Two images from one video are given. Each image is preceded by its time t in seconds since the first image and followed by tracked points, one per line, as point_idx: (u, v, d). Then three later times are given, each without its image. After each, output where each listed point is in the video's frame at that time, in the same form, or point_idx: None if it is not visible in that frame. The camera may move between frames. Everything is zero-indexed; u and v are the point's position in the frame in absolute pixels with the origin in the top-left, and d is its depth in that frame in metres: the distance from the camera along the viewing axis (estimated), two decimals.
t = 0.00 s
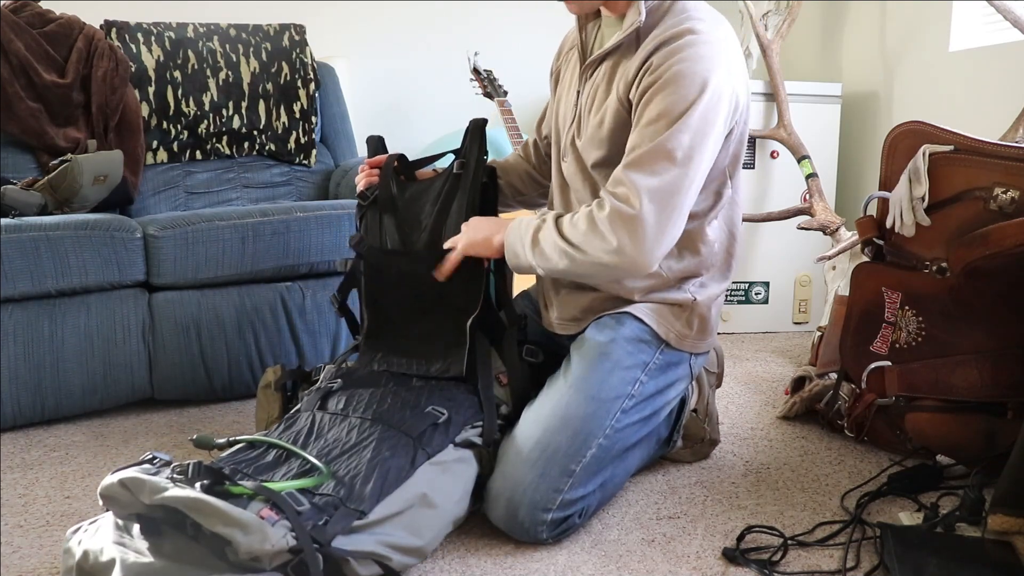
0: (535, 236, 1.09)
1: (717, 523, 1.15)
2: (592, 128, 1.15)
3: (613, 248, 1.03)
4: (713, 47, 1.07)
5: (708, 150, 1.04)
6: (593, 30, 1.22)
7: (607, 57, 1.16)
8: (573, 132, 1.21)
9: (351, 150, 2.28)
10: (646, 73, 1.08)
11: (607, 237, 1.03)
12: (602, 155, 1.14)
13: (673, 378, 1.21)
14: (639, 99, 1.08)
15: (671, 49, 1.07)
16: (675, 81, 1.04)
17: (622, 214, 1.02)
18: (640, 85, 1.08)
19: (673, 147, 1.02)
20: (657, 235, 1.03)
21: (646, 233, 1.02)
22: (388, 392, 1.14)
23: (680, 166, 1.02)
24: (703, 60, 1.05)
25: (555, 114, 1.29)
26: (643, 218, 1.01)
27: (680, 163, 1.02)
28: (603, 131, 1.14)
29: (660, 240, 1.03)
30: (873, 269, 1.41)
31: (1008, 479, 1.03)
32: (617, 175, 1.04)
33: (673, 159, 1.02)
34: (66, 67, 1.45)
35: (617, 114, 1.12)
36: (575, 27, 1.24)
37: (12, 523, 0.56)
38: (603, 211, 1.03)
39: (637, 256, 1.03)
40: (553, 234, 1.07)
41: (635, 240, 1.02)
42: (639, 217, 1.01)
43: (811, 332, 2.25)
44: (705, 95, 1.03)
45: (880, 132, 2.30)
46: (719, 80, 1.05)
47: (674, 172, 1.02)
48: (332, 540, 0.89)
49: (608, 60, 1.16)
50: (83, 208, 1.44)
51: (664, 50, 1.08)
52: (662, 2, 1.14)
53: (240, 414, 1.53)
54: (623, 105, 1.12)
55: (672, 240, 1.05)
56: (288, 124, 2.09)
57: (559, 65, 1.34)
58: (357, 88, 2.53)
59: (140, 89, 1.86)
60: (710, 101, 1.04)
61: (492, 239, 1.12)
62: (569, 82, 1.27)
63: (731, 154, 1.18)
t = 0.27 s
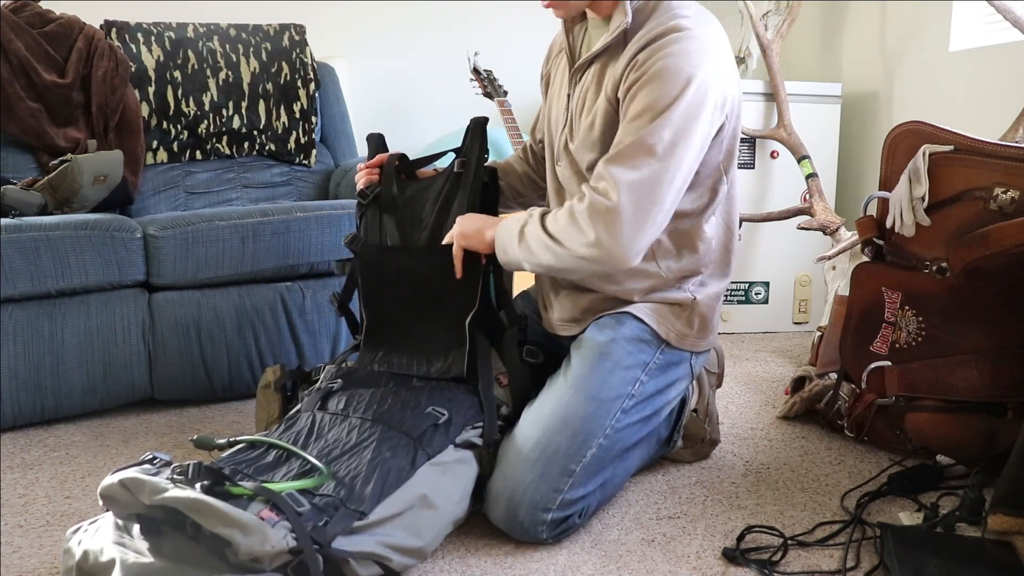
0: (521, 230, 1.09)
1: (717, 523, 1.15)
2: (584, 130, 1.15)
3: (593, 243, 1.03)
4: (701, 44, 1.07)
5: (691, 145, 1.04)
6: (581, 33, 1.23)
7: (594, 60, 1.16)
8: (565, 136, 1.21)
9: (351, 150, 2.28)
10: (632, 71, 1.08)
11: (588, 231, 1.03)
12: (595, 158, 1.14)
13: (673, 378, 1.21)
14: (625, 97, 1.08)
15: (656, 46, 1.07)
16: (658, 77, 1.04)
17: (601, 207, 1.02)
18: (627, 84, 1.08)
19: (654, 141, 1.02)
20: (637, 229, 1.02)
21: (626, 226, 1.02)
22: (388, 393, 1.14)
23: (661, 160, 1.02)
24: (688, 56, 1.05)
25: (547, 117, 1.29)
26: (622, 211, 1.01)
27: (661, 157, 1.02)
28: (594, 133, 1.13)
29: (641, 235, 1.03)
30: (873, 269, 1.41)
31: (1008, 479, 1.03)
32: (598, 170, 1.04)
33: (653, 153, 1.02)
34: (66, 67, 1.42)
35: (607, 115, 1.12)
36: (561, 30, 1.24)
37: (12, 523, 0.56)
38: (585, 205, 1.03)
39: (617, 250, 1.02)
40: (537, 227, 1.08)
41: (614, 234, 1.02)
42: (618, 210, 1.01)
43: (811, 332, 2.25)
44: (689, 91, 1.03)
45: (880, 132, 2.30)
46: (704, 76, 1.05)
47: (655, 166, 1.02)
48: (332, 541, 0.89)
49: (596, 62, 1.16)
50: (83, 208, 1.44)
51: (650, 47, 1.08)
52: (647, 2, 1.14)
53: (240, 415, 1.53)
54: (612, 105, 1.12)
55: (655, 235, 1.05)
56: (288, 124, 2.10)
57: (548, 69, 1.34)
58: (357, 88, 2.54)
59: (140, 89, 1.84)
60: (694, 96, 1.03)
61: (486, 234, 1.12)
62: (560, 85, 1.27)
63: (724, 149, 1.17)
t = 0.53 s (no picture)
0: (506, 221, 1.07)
1: (717, 523, 1.15)
2: (570, 136, 1.16)
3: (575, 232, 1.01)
4: (680, 39, 1.07)
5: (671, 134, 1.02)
6: (563, 37, 1.21)
7: (577, 64, 1.16)
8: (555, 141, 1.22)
9: (351, 150, 2.28)
10: (612, 69, 1.08)
11: (571, 222, 1.02)
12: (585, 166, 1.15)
13: (674, 377, 1.21)
14: (608, 94, 1.08)
15: (634, 43, 1.07)
16: (635, 71, 1.04)
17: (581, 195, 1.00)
18: (608, 83, 1.09)
19: (634, 130, 1.01)
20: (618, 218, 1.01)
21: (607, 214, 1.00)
22: (388, 394, 1.14)
23: (641, 149, 1.01)
24: (666, 50, 1.05)
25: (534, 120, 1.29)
26: (605, 199, 1.00)
27: (642, 146, 1.01)
28: (579, 138, 1.14)
29: (622, 223, 1.01)
30: (874, 269, 1.41)
31: (1008, 479, 1.03)
32: (579, 162, 1.03)
33: (633, 142, 1.01)
34: (67, 68, 1.42)
35: (590, 119, 1.13)
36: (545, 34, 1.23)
37: (12, 523, 0.56)
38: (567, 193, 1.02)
39: (597, 238, 1.01)
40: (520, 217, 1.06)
41: (595, 223, 1.00)
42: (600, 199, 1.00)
43: (811, 332, 2.25)
44: (666, 81, 1.03)
45: (880, 132, 2.30)
46: (684, 67, 1.04)
47: (635, 156, 1.01)
48: (330, 544, 0.89)
49: (579, 67, 1.16)
50: (83, 208, 1.44)
51: (628, 45, 1.08)
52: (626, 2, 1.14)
53: (240, 415, 1.53)
54: (594, 108, 1.12)
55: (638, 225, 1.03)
56: (288, 124, 2.09)
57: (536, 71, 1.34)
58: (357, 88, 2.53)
59: (140, 89, 1.84)
60: (672, 87, 1.03)
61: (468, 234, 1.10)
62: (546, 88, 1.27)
63: (712, 147, 1.17)
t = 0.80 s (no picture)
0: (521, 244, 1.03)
1: (717, 523, 1.15)
2: (553, 142, 1.16)
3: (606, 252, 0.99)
4: (660, 38, 1.04)
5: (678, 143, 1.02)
6: (539, 38, 1.22)
7: (556, 68, 1.16)
8: (537, 146, 1.22)
9: (351, 150, 2.28)
10: (596, 78, 1.06)
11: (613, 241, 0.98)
12: (568, 169, 1.16)
13: (668, 373, 1.21)
14: (595, 104, 1.06)
15: (616, 49, 1.04)
16: (624, 79, 1.01)
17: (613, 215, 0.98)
18: (593, 92, 1.06)
19: (647, 141, 0.99)
20: (651, 235, 0.99)
21: (639, 232, 0.99)
22: (386, 394, 1.14)
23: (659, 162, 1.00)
24: (651, 52, 1.02)
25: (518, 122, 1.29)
26: (641, 217, 0.98)
27: (660, 159, 1.00)
28: (563, 146, 1.14)
29: (659, 233, 1.00)
30: (874, 269, 1.41)
31: (1009, 479, 1.03)
32: (598, 181, 1.00)
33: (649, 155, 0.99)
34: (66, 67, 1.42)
35: (574, 127, 1.12)
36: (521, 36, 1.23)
37: (12, 523, 0.56)
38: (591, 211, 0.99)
39: (634, 258, 0.99)
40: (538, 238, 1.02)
41: (638, 237, 0.99)
42: (633, 216, 0.98)
43: (811, 332, 2.25)
44: (658, 84, 1.00)
45: (880, 132, 2.30)
46: (671, 69, 1.02)
47: (655, 170, 1.00)
48: (329, 544, 0.89)
49: (557, 72, 1.16)
50: (83, 208, 1.44)
51: (608, 52, 1.05)
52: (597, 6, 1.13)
53: (240, 414, 1.53)
54: (577, 118, 1.12)
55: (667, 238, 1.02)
56: (288, 124, 2.10)
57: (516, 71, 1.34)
58: (358, 88, 2.53)
59: (140, 89, 1.83)
60: (668, 92, 1.01)
61: (463, 252, 1.08)
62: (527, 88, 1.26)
63: (696, 143, 1.16)
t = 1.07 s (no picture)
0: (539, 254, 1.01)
1: (717, 523, 1.15)
2: (548, 143, 1.16)
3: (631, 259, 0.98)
4: (658, 41, 1.03)
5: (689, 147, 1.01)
6: (535, 35, 1.19)
7: (550, 69, 1.15)
8: (532, 146, 1.22)
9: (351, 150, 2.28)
10: (595, 84, 1.04)
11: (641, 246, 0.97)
12: (563, 170, 1.16)
13: (666, 372, 1.21)
14: (596, 112, 1.04)
15: (614, 55, 1.03)
16: (627, 87, 1.00)
17: (639, 223, 0.96)
18: (591, 99, 1.05)
19: (662, 147, 0.98)
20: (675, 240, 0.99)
21: (664, 238, 0.98)
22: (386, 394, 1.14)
23: (676, 167, 1.00)
24: (650, 57, 1.01)
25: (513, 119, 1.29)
26: (670, 225, 0.98)
27: (676, 164, 0.99)
28: (557, 147, 1.14)
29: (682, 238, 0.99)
30: (874, 268, 1.41)
31: (1009, 479, 1.03)
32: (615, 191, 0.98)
33: (666, 161, 0.98)
34: (67, 66, 1.42)
35: (569, 130, 1.12)
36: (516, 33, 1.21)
37: (12, 523, 0.56)
38: (615, 221, 0.97)
39: (660, 264, 0.99)
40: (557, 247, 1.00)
41: (667, 242, 0.98)
42: (658, 224, 0.97)
43: (811, 332, 2.25)
44: (661, 88, 0.99)
45: (880, 132, 2.30)
46: (671, 72, 1.01)
47: (673, 176, 0.99)
48: (329, 547, 0.89)
49: (552, 73, 1.15)
50: (83, 208, 1.44)
51: (605, 59, 1.04)
52: (592, 10, 1.12)
53: (241, 414, 1.52)
54: (572, 123, 1.11)
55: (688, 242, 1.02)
56: (288, 124, 2.09)
57: (511, 66, 1.33)
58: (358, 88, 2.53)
59: (140, 89, 1.86)
60: (672, 97, 1.00)
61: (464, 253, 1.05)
62: (522, 86, 1.26)
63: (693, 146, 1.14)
